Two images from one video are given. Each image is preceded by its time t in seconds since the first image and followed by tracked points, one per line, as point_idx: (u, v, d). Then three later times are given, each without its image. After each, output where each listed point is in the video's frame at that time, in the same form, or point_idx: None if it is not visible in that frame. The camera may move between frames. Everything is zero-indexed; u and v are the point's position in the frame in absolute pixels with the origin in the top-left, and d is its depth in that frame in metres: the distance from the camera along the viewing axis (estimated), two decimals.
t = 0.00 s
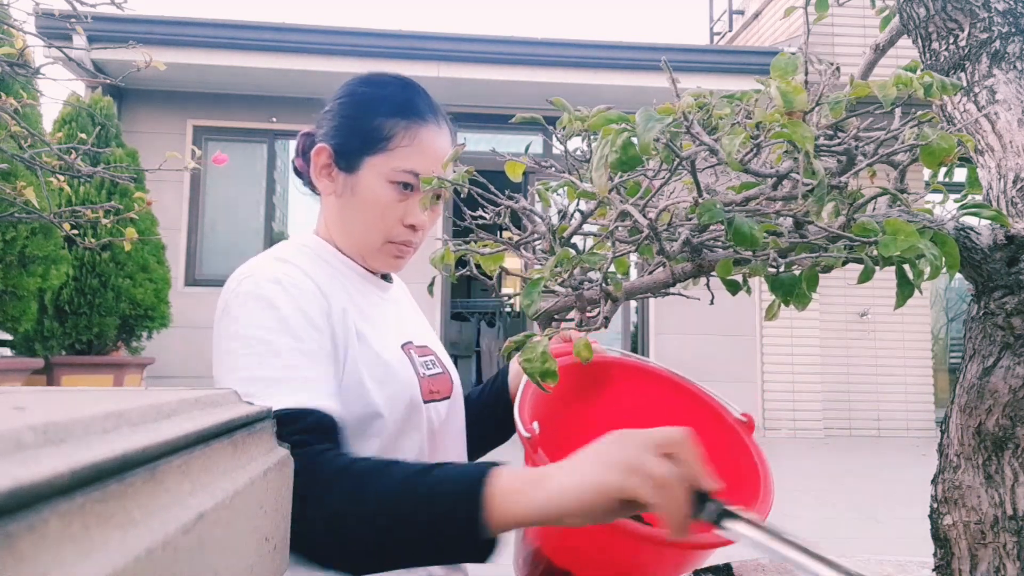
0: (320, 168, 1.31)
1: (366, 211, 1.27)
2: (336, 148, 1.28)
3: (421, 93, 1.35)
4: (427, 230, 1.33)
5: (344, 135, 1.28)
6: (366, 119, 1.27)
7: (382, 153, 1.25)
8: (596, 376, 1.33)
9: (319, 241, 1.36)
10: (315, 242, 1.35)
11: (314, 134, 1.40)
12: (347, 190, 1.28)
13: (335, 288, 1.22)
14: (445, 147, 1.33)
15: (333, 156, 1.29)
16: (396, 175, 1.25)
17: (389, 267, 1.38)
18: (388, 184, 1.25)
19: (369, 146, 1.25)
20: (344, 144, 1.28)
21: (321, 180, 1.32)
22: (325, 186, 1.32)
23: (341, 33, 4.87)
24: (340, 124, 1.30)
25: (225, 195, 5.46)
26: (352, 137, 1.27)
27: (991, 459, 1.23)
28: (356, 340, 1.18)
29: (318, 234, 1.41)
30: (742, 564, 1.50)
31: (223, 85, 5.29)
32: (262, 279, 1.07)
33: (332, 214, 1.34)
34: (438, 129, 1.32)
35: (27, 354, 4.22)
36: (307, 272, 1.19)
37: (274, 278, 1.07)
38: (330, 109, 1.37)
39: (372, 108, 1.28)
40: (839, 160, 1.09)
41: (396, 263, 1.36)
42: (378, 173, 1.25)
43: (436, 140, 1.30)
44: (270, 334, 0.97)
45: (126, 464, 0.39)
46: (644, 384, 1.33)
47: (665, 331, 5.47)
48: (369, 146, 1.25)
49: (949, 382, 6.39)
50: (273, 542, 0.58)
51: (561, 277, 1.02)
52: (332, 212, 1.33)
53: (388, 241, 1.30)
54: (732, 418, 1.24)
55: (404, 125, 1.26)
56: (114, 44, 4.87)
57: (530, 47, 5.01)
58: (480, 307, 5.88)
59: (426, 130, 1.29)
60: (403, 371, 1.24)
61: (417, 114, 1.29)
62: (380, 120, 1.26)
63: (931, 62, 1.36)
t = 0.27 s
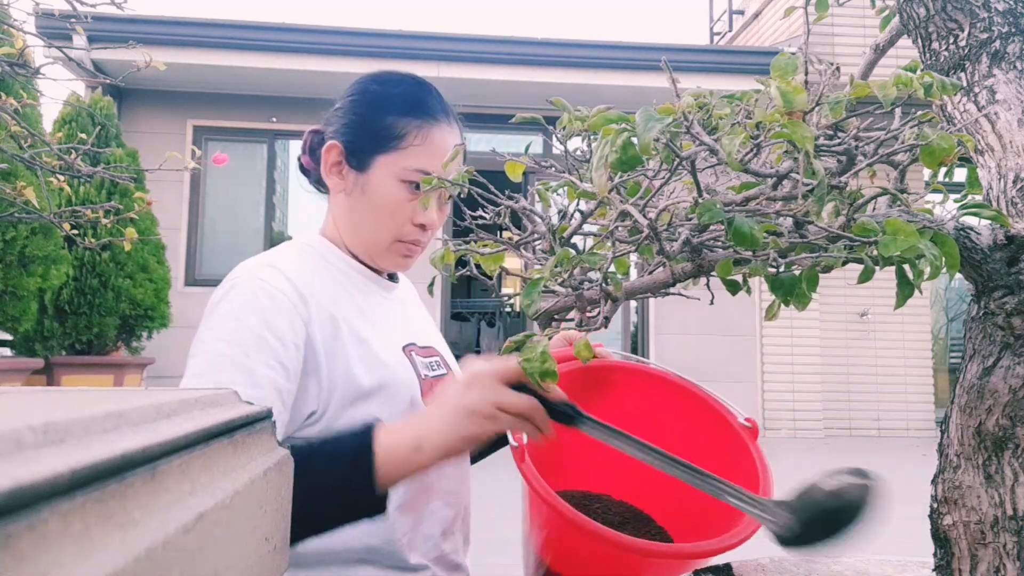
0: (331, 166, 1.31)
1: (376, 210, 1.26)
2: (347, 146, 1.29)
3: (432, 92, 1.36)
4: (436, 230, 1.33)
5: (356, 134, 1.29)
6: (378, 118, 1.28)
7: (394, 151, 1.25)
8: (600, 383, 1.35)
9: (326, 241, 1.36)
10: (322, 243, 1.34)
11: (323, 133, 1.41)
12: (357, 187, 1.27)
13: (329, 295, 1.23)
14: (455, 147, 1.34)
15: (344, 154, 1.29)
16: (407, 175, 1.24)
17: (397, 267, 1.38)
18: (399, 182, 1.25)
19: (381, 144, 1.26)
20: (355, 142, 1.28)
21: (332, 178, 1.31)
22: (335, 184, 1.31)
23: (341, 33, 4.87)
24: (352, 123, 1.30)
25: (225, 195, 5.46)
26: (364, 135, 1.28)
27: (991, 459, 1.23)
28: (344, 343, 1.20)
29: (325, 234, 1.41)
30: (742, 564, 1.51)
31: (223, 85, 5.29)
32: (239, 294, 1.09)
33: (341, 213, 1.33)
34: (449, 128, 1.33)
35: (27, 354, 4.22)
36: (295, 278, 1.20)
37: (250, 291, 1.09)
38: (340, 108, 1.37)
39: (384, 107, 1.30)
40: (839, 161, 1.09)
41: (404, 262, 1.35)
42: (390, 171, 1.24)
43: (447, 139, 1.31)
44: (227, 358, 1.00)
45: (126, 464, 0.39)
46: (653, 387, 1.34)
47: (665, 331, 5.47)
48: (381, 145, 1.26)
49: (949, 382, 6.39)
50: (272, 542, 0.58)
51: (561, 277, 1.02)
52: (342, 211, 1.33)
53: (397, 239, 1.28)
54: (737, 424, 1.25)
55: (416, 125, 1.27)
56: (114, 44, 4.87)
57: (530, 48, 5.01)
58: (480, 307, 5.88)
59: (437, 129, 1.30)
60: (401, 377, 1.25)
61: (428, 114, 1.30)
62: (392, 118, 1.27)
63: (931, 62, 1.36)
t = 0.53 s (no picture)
0: (327, 167, 1.31)
1: (374, 211, 1.26)
2: (343, 147, 1.29)
3: (427, 91, 1.37)
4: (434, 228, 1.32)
5: (352, 135, 1.29)
6: (373, 118, 1.28)
7: (391, 151, 1.25)
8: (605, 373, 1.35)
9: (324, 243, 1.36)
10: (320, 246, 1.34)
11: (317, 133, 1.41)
12: (355, 189, 1.27)
13: (324, 297, 1.23)
14: (452, 146, 1.34)
15: (341, 156, 1.29)
16: (404, 174, 1.24)
17: (396, 267, 1.37)
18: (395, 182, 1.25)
19: (378, 144, 1.26)
20: (351, 143, 1.28)
21: (328, 180, 1.31)
22: (332, 186, 1.31)
23: (341, 33, 4.87)
24: (347, 124, 1.31)
25: (225, 195, 5.46)
26: (360, 137, 1.28)
27: (991, 459, 1.23)
28: (340, 344, 1.20)
29: (323, 236, 1.41)
30: (742, 564, 1.50)
31: (223, 85, 5.29)
32: (233, 294, 1.10)
33: (338, 214, 1.33)
34: (444, 126, 1.33)
35: (27, 354, 4.22)
36: (291, 279, 1.21)
37: (245, 290, 1.11)
38: (334, 109, 1.37)
39: (380, 108, 1.30)
40: (839, 161, 1.09)
41: (403, 262, 1.35)
42: (388, 172, 1.24)
43: (443, 137, 1.31)
44: (223, 358, 1.01)
45: (126, 464, 0.39)
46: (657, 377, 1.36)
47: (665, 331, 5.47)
48: (377, 145, 1.26)
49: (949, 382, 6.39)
50: (272, 542, 0.58)
51: (561, 277, 1.02)
52: (339, 213, 1.33)
53: (396, 239, 1.28)
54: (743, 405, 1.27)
55: (413, 125, 1.28)
56: (114, 44, 4.87)
57: (530, 48, 5.01)
58: (479, 307, 5.89)
59: (433, 127, 1.30)
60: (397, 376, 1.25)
61: (424, 113, 1.30)
62: (387, 118, 1.27)
63: (931, 62, 1.36)
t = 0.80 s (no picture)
0: (319, 169, 1.31)
1: (366, 211, 1.26)
2: (334, 149, 1.29)
3: (416, 89, 1.36)
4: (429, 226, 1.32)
5: (342, 136, 1.29)
6: (362, 119, 1.28)
7: (381, 151, 1.25)
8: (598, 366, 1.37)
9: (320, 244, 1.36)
10: (315, 246, 1.34)
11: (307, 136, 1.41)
12: (347, 190, 1.27)
13: (330, 293, 1.24)
14: (442, 142, 1.34)
15: (331, 157, 1.29)
16: (396, 174, 1.24)
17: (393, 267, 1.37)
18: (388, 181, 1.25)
19: (368, 145, 1.26)
20: (341, 145, 1.28)
21: (321, 183, 1.32)
22: (325, 188, 1.32)
23: (341, 33, 4.87)
24: (336, 126, 1.31)
25: (225, 195, 5.46)
26: (348, 138, 1.28)
27: (991, 459, 1.23)
28: (343, 339, 1.21)
29: (318, 237, 1.41)
30: (742, 564, 1.50)
31: (223, 85, 5.29)
32: (244, 285, 1.11)
33: (332, 216, 1.33)
34: (434, 123, 1.32)
35: (27, 354, 4.22)
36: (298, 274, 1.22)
37: (255, 283, 1.12)
38: (323, 110, 1.37)
39: (367, 108, 1.29)
40: (839, 161, 1.09)
41: (398, 261, 1.35)
42: (378, 171, 1.24)
43: (433, 135, 1.31)
44: (249, 338, 1.02)
45: (126, 464, 0.39)
46: (647, 369, 1.36)
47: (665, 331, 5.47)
48: (367, 145, 1.26)
49: (949, 382, 6.39)
50: (273, 542, 0.58)
51: (561, 277, 1.02)
52: (333, 215, 1.33)
53: (390, 238, 1.28)
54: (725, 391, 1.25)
55: (401, 122, 1.27)
56: (114, 44, 4.87)
57: (530, 48, 5.01)
58: (480, 307, 5.89)
59: (422, 125, 1.30)
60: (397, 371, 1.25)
61: (413, 111, 1.30)
62: (376, 117, 1.27)
63: (931, 62, 1.36)
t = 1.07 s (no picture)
0: (320, 170, 1.31)
1: (369, 210, 1.26)
2: (335, 149, 1.29)
3: (414, 88, 1.36)
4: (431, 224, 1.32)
5: (344, 136, 1.29)
6: (363, 118, 1.28)
7: (381, 149, 1.25)
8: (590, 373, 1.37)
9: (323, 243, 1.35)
10: (318, 245, 1.34)
11: (308, 138, 1.41)
12: (348, 189, 1.27)
13: (327, 292, 1.23)
14: (442, 140, 1.34)
15: (333, 157, 1.29)
16: (398, 172, 1.24)
17: (396, 265, 1.37)
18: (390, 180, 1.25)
19: (370, 144, 1.26)
20: (343, 145, 1.28)
21: (323, 183, 1.31)
22: (327, 188, 1.31)
23: (341, 33, 4.87)
24: (337, 126, 1.31)
25: (225, 195, 5.45)
26: (348, 137, 1.28)
27: (991, 459, 1.23)
28: (345, 337, 1.21)
29: (320, 237, 1.40)
30: (742, 564, 1.50)
31: (223, 85, 5.29)
32: (246, 283, 1.11)
33: (335, 216, 1.33)
34: (434, 121, 1.33)
35: (27, 354, 4.22)
36: (300, 273, 1.22)
37: (257, 280, 1.11)
38: (322, 111, 1.37)
39: (367, 106, 1.29)
40: (839, 161, 1.09)
41: (401, 260, 1.35)
42: (380, 170, 1.24)
43: (434, 133, 1.31)
44: (238, 346, 1.00)
45: (126, 464, 0.39)
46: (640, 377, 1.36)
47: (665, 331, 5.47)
48: (369, 145, 1.26)
49: (949, 382, 6.38)
50: (273, 542, 0.58)
51: (561, 277, 1.02)
52: (335, 214, 1.33)
53: (392, 236, 1.28)
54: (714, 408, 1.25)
55: (401, 121, 1.28)
56: (114, 44, 4.87)
57: (530, 48, 5.01)
58: (480, 307, 5.88)
59: (423, 123, 1.30)
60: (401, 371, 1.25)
61: (413, 110, 1.30)
62: (377, 117, 1.27)
63: (931, 62, 1.36)
